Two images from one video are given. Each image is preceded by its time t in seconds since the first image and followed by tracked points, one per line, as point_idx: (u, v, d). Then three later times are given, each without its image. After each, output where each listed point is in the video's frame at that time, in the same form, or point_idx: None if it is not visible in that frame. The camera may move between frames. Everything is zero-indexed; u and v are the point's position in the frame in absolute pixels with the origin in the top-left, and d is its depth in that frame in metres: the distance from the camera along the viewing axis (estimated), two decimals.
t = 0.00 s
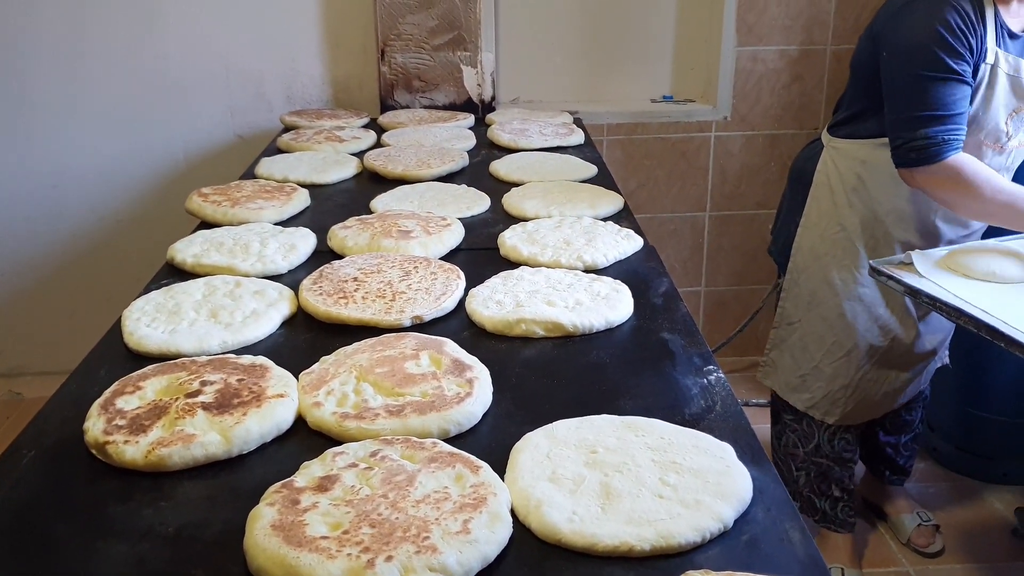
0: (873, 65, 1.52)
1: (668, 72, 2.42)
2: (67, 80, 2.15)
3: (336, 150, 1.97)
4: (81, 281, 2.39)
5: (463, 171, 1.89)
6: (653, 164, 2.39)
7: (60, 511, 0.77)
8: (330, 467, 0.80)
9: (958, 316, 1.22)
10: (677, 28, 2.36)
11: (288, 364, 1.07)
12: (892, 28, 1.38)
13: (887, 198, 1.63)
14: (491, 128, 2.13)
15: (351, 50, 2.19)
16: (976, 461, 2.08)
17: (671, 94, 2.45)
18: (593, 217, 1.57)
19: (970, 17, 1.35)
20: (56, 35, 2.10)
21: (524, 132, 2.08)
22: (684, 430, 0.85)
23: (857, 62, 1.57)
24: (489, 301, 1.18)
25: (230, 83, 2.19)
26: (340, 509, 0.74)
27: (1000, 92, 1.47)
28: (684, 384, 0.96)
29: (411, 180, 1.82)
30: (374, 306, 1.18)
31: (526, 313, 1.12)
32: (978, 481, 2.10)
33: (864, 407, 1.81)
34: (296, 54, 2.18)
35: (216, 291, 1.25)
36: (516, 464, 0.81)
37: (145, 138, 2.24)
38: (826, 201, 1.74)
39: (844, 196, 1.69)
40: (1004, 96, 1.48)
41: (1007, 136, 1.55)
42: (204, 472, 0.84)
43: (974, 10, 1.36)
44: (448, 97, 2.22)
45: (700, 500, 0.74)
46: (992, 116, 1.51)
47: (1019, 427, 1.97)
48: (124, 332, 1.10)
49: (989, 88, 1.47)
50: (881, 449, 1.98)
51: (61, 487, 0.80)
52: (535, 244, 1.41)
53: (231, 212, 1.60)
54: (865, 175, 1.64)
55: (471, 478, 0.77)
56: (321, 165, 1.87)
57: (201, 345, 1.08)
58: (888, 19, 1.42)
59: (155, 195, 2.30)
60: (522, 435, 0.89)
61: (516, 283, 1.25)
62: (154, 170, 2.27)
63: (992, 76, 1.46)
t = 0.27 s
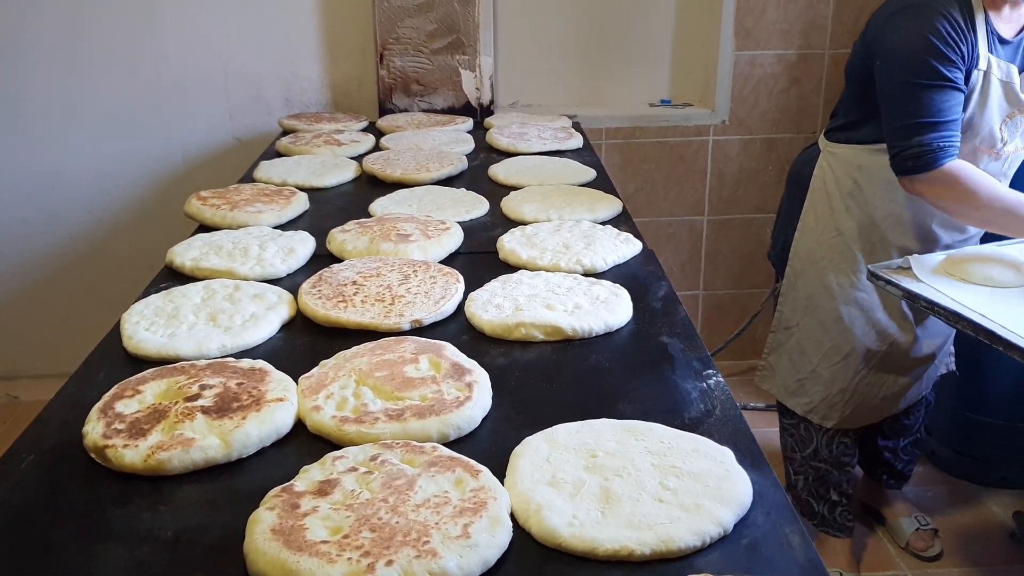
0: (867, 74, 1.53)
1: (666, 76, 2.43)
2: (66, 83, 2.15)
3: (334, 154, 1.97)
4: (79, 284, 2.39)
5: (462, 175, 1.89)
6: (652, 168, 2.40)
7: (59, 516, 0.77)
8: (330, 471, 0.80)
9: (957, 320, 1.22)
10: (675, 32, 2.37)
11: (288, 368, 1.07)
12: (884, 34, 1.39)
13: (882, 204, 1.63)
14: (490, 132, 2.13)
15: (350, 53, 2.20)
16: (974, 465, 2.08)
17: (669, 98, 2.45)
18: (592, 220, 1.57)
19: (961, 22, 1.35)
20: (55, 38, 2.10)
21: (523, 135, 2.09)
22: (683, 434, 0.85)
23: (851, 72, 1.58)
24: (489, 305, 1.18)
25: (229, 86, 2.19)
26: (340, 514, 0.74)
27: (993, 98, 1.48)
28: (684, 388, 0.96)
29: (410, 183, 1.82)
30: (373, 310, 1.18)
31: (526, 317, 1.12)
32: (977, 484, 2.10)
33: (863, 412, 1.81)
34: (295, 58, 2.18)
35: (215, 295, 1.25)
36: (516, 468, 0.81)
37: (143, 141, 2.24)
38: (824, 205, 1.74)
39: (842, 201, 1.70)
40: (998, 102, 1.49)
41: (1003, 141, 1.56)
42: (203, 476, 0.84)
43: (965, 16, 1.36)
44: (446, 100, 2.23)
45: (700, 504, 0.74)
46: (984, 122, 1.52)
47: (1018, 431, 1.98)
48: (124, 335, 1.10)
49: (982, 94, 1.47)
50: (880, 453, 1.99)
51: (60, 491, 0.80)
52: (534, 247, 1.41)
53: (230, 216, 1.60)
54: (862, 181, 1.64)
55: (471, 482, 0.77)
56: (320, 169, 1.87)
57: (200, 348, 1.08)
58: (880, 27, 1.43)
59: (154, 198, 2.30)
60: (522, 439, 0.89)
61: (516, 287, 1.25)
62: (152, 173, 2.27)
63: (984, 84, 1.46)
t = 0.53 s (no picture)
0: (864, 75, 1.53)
1: (663, 79, 2.43)
2: (62, 84, 2.15)
3: (332, 156, 1.97)
4: (76, 285, 2.38)
5: (459, 177, 1.89)
6: (649, 170, 2.40)
7: (56, 518, 0.76)
8: (327, 473, 0.80)
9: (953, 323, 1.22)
10: (672, 35, 2.37)
11: (285, 370, 1.06)
12: (881, 32, 1.39)
13: (880, 206, 1.64)
14: (487, 134, 2.13)
15: (347, 56, 2.20)
16: (970, 467, 2.09)
17: (666, 100, 2.46)
18: (589, 222, 1.57)
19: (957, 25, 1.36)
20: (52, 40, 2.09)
21: (520, 138, 2.09)
22: (681, 435, 0.85)
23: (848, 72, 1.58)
24: (486, 307, 1.18)
25: (226, 88, 2.19)
26: (338, 515, 0.74)
27: (991, 99, 1.48)
28: (681, 390, 0.96)
29: (407, 185, 1.82)
30: (371, 312, 1.18)
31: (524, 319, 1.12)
32: (974, 486, 2.10)
33: (861, 413, 1.81)
34: (292, 60, 2.18)
35: (212, 297, 1.25)
36: (514, 470, 0.81)
37: (140, 143, 2.23)
38: (821, 207, 1.75)
39: (839, 203, 1.70)
40: (996, 103, 1.49)
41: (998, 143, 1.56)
42: (201, 478, 0.84)
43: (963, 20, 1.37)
44: (443, 103, 2.23)
45: (698, 506, 0.74)
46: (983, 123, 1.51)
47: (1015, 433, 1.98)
48: (121, 337, 1.10)
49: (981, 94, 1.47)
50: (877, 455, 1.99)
51: (56, 493, 0.80)
52: (532, 249, 1.41)
53: (227, 217, 1.60)
54: (860, 183, 1.65)
55: (469, 484, 0.77)
56: (317, 170, 1.87)
57: (198, 350, 1.08)
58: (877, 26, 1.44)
59: (151, 199, 2.30)
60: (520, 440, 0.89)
61: (513, 289, 1.25)
62: (149, 174, 2.27)
63: (982, 84, 1.46)
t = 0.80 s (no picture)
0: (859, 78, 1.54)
1: (661, 83, 2.44)
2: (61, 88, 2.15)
3: (331, 160, 1.97)
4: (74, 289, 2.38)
5: (458, 181, 1.89)
6: (647, 174, 2.41)
7: (55, 521, 0.76)
8: (327, 477, 0.80)
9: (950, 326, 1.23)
10: (670, 39, 2.38)
11: (284, 374, 1.07)
12: (876, 35, 1.41)
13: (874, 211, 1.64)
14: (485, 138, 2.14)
15: (346, 60, 2.20)
16: (967, 471, 2.09)
17: (664, 105, 2.46)
18: (587, 226, 1.57)
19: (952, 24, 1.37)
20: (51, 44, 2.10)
21: (518, 142, 2.09)
22: (679, 439, 0.85)
23: (843, 75, 1.59)
24: (485, 311, 1.19)
25: (225, 92, 2.19)
26: (338, 519, 0.74)
27: (985, 101, 1.48)
28: (680, 394, 0.96)
29: (406, 189, 1.82)
30: (370, 316, 1.18)
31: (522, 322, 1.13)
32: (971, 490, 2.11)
33: (856, 419, 1.81)
34: (291, 64, 2.19)
35: (211, 301, 1.25)
36: (513, 473, 0.81)
37: (139, 147, 2.23)
38: (817, 211, 1.76)
39: (835, 208, 1.71)
40: (990, 105, 1.49)
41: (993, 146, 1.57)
42: (201, 481, 0.84)
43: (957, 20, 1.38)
44: (442, 107, 2.23)
45: (696, 510, 0.74)
46: (977, 124, 1.52)
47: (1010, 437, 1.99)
48: (120, 341, 1.10)
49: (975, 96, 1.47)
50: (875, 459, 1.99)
51: (56, 497, 0.80)
52: (530, 253, 1.42)
53: (226, 221, 1.60)
54: (855, 187, 1.66)
55: (468, 487, 0.78)
56: (316, 174, 1.87)
57: (197, 354, 1.08)
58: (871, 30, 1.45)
59: (150, 203, 2.30)
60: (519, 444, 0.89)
61: (512, 293, 1.25)
62: (148, 178, 2.27)
63: (976, 86, 1.46)
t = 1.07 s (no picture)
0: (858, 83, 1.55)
1: (658, 89, 2.45)
2: (60, 94, 2.15)
3: (329, 166, 1.98)
4: (72, 294, 2.38)
5: (456, 186, 1.90)
6: (644, 179, 2.41)
7: (55, 528, 0.76)
8: (327, 483, 0.80)
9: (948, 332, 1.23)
10: (667, 45, 2.39)
11: (284, 380, 1.07)
12: (875, 38, 1.42)
13: (876, 217, 1.65)
14: (484, 144, 2.14)
15: (344, 66, 2.21)
16: (966, 476, 2.09)
17: (661, 110, 2.47)
18: (585, 232, 1.58)
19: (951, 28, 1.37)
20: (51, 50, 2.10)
21: (517, 147, 2.10)
22: (679, 445, 0.85)
23: (843, 80, 1.60)
24: (484, 317, 1.19)
25: (224, 97, 2.20)
26: (338, 525, 0.74)
27: (985, 106, 1.49)
28: (679, 400, 0.97)
29: (405, 195, 1.83)
30: (369, 322, 1.18)
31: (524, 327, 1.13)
32: (969, 495, 2.11)
33: (859, 425, 1.81)
34: (289, 70, 2.19)
35: (211, 307, 1.25)
36: (512, 479, 0.81)
37: (138, 152, 2.24)
38: (816, 216, 1.76)
39: (835, 213, 1.72)
40: (989, 109, 1.50)
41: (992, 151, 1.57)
42: (201, 487, 0.84)
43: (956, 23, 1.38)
44: (440, 112, 2.24)
45: (696, 516, 0.74)
46: (977, 129, 1.53)
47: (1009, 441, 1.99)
48: (120, 347, 1.10)
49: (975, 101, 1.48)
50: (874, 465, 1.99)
51: (56, 503, 0.80)
52: (529, 259, 1.42)
53: (225, 227, 1.61)
54: (854, 193, 1.66)
55: (468, 493, 0.78)
56: (314, 180, 1.88)
57: (196, 360, 1.08)
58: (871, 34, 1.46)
59: (148, 208, 2.30)
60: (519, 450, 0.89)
61: (511, 299, 1.25)
62: (147, 184, 2.28)
63: (975, 91, 1.47)
